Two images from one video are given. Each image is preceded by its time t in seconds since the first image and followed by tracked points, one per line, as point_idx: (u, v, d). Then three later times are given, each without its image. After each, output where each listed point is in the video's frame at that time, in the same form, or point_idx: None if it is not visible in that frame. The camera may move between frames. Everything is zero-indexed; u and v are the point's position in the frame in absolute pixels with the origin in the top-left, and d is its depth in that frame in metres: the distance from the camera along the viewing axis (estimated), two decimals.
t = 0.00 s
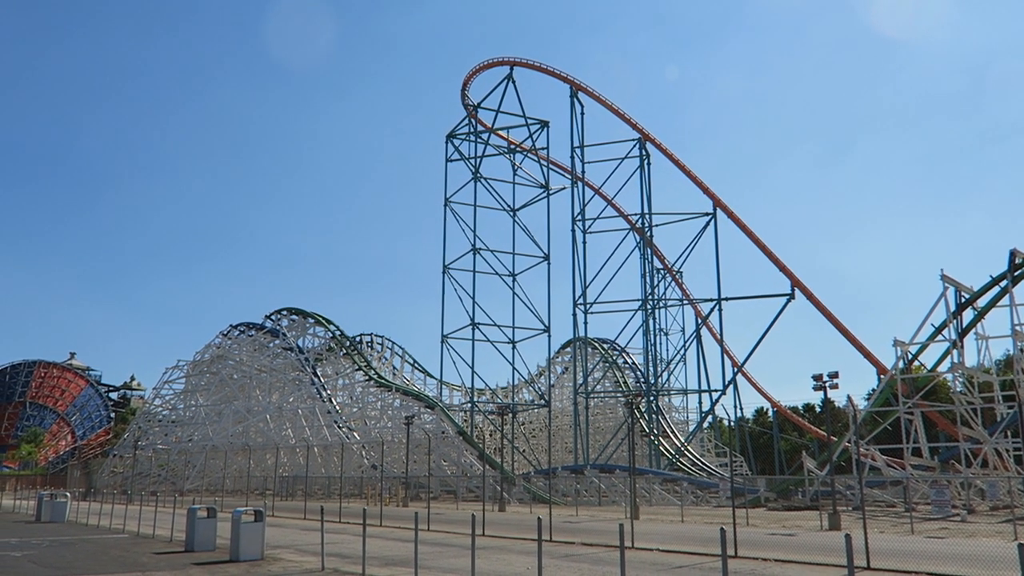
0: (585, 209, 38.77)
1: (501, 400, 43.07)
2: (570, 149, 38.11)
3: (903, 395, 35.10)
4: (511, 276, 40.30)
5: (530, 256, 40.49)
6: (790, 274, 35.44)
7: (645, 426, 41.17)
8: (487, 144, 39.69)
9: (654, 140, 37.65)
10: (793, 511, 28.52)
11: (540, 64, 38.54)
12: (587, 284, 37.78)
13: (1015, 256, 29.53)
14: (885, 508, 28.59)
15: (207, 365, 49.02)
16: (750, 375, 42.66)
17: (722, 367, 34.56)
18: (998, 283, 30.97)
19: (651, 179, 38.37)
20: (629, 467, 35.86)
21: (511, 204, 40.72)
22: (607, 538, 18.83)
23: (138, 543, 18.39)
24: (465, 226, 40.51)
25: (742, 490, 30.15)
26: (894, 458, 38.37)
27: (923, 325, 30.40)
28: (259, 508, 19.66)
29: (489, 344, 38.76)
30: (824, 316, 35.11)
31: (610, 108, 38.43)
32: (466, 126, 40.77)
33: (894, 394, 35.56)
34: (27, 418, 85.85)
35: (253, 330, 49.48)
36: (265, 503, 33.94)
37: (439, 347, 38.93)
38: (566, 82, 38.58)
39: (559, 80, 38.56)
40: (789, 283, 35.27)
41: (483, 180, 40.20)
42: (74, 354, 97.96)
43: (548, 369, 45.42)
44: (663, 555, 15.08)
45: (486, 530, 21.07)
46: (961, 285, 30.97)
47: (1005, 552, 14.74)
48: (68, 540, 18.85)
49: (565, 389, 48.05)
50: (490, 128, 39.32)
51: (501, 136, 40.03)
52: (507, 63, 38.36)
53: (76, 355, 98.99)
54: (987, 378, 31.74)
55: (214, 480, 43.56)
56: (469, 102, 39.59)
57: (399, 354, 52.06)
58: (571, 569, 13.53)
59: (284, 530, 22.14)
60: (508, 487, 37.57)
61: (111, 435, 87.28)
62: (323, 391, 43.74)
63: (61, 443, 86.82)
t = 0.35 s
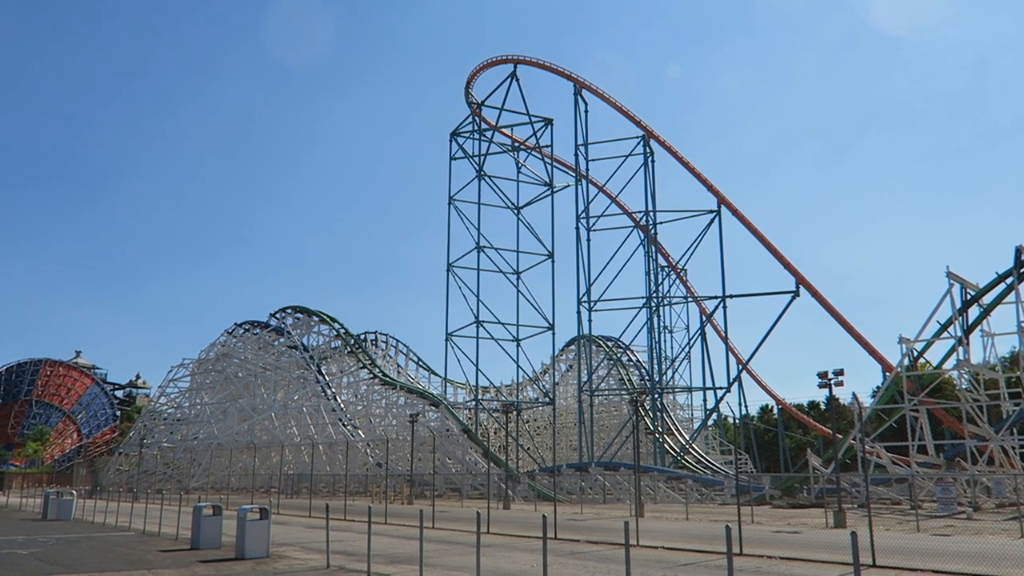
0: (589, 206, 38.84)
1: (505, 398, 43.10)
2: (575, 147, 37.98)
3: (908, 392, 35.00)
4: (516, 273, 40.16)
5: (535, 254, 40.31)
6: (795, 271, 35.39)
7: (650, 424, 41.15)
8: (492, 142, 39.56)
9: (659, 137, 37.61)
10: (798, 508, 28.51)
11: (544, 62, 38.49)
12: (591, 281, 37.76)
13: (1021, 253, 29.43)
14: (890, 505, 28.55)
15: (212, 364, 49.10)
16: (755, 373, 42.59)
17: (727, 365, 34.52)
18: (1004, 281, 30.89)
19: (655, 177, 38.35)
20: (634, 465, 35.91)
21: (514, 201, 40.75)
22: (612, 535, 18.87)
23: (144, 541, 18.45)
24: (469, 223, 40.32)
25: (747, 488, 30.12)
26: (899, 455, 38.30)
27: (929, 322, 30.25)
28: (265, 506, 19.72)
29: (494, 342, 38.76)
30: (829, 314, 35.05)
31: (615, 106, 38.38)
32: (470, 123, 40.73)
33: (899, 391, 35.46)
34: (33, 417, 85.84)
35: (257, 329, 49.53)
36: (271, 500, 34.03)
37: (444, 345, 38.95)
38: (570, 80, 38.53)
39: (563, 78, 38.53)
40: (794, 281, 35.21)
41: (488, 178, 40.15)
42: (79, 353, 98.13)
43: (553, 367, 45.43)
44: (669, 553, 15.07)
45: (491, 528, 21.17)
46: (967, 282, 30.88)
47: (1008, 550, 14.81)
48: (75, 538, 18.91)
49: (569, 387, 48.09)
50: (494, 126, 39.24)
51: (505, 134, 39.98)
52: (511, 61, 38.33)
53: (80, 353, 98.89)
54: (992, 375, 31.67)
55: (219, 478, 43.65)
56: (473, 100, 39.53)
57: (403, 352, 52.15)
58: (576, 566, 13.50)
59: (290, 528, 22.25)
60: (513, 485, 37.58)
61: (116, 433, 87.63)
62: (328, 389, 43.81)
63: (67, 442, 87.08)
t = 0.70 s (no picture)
0: (589, 206, 38.96)
1: (505, 398, 43.11)
2: (575, 147, 37.95)
3: (908, 392, 35.00)
4: (516, 273, 40.28)
5: (535, 253, 40.36)
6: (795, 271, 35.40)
7: (649, 424, 41.15)
8: (492, 142, 39.70)
9: (659, 137, 37.63)
10: (798, 508, 28.53)
11: (544, 61, 38.52)
12: (591, 281, 37.76)
13: (1021, 253, 29.43)
14: (890, 505, 28.57)
15: (212, 363, 49.10)
16: (754, 373, 42.58)
17: (727, 365, 34.53)
18: (1004, 281, 30.91)
19: (655, 176, 38.38)
20: (634, 465, 35.94)
21: (515, 201, 40.85)
22: (611, 535, 18.90)
23: (144, 540, 18.47)
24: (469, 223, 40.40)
25: (747, 488, 30.12)
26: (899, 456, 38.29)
27: (929, 322, 30.25)
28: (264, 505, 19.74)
29: (494, 341, 38.79)
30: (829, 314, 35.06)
31: (614, 105, 38.39)
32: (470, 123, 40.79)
33: (899, 392, 35.46)
34: (33, 416, 85.81)
35: (257, 328, 49.55)
36: (270, 500, 34.03)
37: (444, 345, 38.97)
38: (570, 80, 38.56)
39: (563, 78, 38.54)
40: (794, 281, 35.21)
41: (488, 178, 40.23)
42: (78, 352, 98.15)
43: (552, 367, 45.44)
44: (668, 553, 15.06)
45: (490, 527, 21.21)
46: (966, 282, 30.89)
47: (1008, 551, 14.78)
48: (75, 537, 18.93)
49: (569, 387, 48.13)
50: (495, 126, 39.38)
51: (505, 133, 40.12)
52: (510, 60, 38.36)
53: (80, 353, 98.76)
54: (991, 375, 31.66)
55: (219, 477, 43.65)
56: (473, 99, 39.61)
57: (403, 352, 52.10)
58: (575, 566, 13.48)
59: (289, 527, 22.29)
60: (513, 485, 37.58)
61: (116, 433, 87.74)
62: (328, 388, 43.84)
63: (67, 441, 87.04)
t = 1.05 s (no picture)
0: (588, 206, 38.47)
1: (504, 398, 43.12)
2: (574, 147, 37.89)
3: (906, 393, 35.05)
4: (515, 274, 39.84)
5: (534, 254, 39.77)
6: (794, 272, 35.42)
7: (648, 424, 41.18)
8: (491, 142, 39.41)
9: (657, 138, 37.62)
10: (797, 509, 28.55)
11: (543, 61, 38.50)
12: (590, 282, 37.56)
13: (1019, 253, 29.45)
14: (888, 505, 28.60)
15: (211, 364, 49.06)
16: (753, 374, 42.59)
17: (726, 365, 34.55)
18: (1002, 281, 30.93)
19: (654, 177, 38.37)
20: (633, 465, 35.95)
21: (514, 202, 40.30)
22: (609, 535, 18.91)
23: (142, 540, 18.46)
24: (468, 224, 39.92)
25: (746, 488, 30.14)
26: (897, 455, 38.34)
27: (928, 323, 30.25)
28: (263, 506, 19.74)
29: (492, 342, 38.79)
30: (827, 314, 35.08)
31: (613, 106, 38.36)
32: (469, 123, 40.58)
33: (897, 392, 35.50)
34: (31, 417, 85.70)
35: (256, 329, 49.50)
36: (268, 500, 34.00)
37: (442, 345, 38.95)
38: (568, 80, 38.53)
39: (562, 78, 38.53)
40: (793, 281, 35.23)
41: (486, 178, 39.69)
42: (77, 353, 98.12)
43: (551, 367, 45.47)
44: (668, 553, 15.05)
45: (489, 528, 21.22)
46: (964, 282, 30.91)
47: (1008, 551, 14.77)
48: (73, 538, 18.93)
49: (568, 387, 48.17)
50: (494, 126, 39.14)
51: (504, 134, 39.88)
52: (509, 60, 38.33)
53: (79, 353, 98.53)
54: (990, 375, 31.66)
55: (217, 478, 43.62)
56: (472, 100, 39.52)
57: (402, 352, 52.04)
58: (574, 567, 13.45)
59: (287, 528, 22.30)
60: (511, 485, 37.58)
61: (114, 433, 87.73)
62: (326, 389, 43.84)
63: (65, 441, 86.96)
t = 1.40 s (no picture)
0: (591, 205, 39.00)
1: (508, 397, 43.10)
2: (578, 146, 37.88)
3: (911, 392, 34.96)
4: (518, 273, 40.08)
5: (537, 252, 40.35)
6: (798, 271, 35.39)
7: (652, 423, 41.13)
8: (494, 141, 39.79)
9: (661, 137, 37.63)
10: (800, 508, 28.53)
11: (547, 61, 38.49)
12: (593, 280, 37.84)
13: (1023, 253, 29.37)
14: (892, 505, 28.56)
15: (215, 363, 49.14)
16: (757, 373, 42.52)
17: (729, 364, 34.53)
18: (1006, 280, 30.87)
19: (658, 176, 38.39)
20: (636, 464, 35.92)
21: (517, 200, 40.82)
22: (614, 535, 18.83)
23: (146, 539, 18.41)
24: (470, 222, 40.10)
25: (749, 487, 30.11)
26: (902, 455, 38.26)
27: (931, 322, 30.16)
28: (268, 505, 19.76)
29: (496, 341, 38.84)
30: (831, 313, 35.05)
31: (617, 105, 38.36)
32: (472, 122, 40.86)
33: (902, 391, 35.41)
34: (36, 415, 86.01)
35: (259, 328, 49.54)
36: (272, 499, 34.02)
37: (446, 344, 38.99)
38: (572, 80, 38.54)
39: (565, 78, 38.52)
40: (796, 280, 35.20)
41: (490, 177, 40.24)
42: (82, 352, 98.46)
43: (554, 366, 45.44)
44: (673, 552, 14.99)
45: (493, 527, 21.14)
46: (969, 281, 30.87)
47: (1011, 551, 14.74)
48: (78, 537, 18.97)
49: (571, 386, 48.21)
50: (497, 125, 39.40)
51: (507, 133, 40.13)
52: (513, 60, 38.36)
53: (84, 353, 98.74)
54: (994, 375, 31.57)
55: (221, 477, 43.69)
56: (475, 99, 39.55)
57: (406, 351, 52.01)
58: (578, 566, 13.41)
59: (291, 527, 22.27)
60: (515, 484, 37.61)
61: (119, 432, 87.85)
62: (330, 388, 43.89)
63: (69, 440, 87.13)
